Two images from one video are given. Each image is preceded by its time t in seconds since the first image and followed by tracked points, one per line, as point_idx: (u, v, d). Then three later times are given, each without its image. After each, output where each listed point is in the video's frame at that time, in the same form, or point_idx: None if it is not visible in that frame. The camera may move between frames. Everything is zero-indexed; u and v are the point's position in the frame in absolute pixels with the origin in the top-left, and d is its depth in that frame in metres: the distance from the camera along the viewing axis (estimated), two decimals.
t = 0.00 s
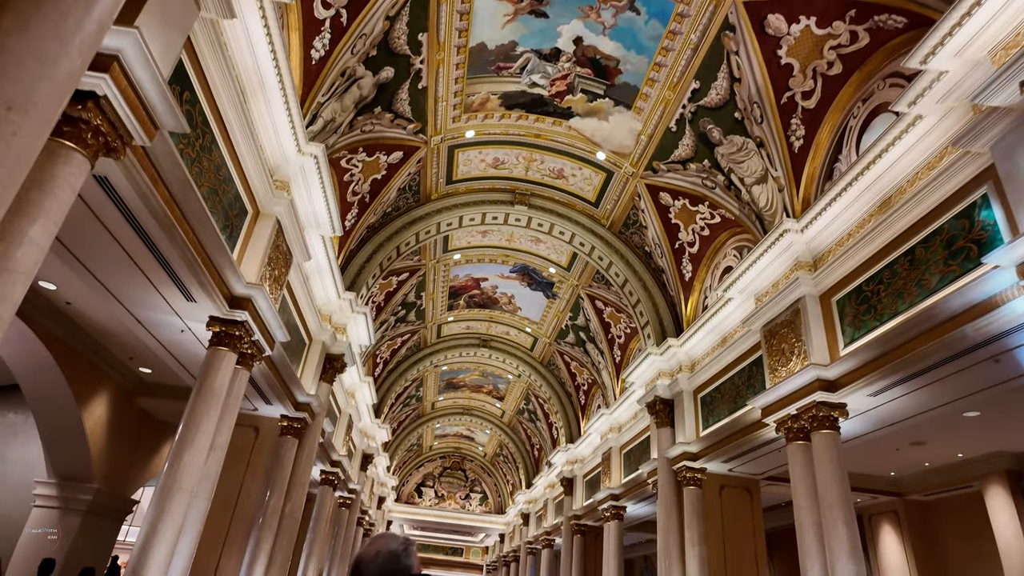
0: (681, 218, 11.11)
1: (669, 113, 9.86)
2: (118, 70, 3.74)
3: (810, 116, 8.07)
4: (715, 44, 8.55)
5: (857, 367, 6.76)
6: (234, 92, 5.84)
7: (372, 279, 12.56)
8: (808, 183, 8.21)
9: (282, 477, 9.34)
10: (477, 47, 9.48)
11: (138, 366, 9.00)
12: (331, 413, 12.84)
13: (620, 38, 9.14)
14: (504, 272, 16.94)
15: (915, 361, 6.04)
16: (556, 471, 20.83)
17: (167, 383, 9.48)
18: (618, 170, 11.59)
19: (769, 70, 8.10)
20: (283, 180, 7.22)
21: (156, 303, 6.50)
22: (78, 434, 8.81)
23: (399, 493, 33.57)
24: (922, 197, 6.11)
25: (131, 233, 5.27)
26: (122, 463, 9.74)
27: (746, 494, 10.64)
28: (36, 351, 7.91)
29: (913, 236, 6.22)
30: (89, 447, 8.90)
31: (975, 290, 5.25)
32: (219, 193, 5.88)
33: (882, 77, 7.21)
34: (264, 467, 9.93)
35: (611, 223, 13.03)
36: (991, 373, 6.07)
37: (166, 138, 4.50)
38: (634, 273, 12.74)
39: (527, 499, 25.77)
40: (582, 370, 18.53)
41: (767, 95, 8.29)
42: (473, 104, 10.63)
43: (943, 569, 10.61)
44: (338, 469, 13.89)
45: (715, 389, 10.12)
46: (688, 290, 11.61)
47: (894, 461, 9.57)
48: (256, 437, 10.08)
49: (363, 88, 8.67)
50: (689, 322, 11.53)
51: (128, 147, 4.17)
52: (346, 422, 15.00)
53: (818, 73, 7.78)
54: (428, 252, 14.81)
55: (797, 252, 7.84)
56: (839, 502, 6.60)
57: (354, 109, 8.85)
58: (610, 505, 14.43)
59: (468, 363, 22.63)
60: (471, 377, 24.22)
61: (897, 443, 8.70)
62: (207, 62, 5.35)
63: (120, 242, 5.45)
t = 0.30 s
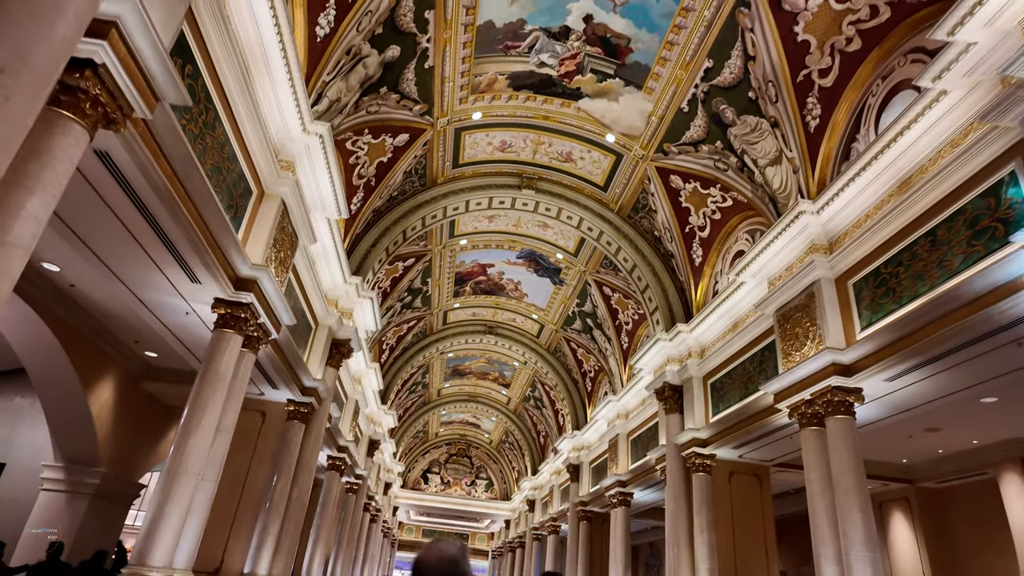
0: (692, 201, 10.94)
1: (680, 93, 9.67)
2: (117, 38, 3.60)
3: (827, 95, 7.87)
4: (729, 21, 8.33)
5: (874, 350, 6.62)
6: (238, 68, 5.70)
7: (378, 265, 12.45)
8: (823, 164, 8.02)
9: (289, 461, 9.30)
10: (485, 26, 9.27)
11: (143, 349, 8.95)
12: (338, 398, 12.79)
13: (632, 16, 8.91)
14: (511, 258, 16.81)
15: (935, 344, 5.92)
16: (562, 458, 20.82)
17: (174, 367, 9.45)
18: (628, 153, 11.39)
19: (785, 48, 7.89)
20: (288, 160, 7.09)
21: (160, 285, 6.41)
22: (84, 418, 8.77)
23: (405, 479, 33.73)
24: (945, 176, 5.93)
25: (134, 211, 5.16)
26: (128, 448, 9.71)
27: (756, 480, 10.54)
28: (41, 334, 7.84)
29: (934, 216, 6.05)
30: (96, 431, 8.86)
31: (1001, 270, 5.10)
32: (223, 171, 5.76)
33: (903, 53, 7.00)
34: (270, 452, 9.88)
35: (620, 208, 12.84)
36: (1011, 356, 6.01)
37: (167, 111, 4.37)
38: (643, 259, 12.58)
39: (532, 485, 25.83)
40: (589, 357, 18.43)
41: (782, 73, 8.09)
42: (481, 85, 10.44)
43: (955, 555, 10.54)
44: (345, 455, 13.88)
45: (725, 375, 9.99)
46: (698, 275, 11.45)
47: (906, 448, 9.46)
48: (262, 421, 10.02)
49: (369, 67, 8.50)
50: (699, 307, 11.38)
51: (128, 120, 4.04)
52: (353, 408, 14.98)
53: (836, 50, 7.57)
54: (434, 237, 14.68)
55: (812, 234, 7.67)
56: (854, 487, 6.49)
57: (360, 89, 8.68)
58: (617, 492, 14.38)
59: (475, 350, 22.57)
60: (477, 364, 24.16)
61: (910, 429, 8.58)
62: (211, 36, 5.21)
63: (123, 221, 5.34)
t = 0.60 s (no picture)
0: (699, 190, 10.77)
1: (688, 79, 9.49)
2: (108, 13, 3.45)
3: (839, 79, 7.69)
4: (739, 4, 8.15)
5: (888, 340, 6.48)
6: (237, 50, 5.56)
7: (382, 256, 12.32)
8: (836, 150, 7.85)
9: (293, 453, 9.23)
10: (489, 11, 9.11)
11: (145, 341, 8.87)
12: (341, 390, 12.71)
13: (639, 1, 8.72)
14: (515, 250, 16.67)
15: (952, 333, 5.78)
16: (567, 451, 20.74)
17: (176, 358, 9.39)
18: (635, 141, 11.22)
19: (796, 31, 7.72)
20: (289, 147, 6.96)
21: (160, 273, 6.30)
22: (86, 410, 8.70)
23: (409, 472, 33.77)
24: (963, 160, 5.77)
25: (131, 198, 5.04)
26: (131, 440, 9.64)
27: (764, 473, 10.41)
28: (41, 326, 7.75)
29: (952, 202, 5.89)
30: (98, 423, 8.78)
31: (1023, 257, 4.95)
32: (222, 157, 5.64)
33: (919, 35, 6.81)
34: (274, 444, 9.80)
35: (625, 198, 12.68)
36: None
37: (163, 93, 4.24)
38: (649, 249, 12.43)
39: (537, 478, 25.80)
40: (594, 349, 18.30)
41: (794, 57, 7.91)
42: (485, 72, 10.28)
43: (966, 548, 10.39)
44: (349, 448, 13.81)
45: (733, 366, 9.86)
46: (705, 266, 11.30)
47: (917, 440, 9.32)
48: (265, 413, 9.94)
49: (371, 54, 8.35)
50: (706, 298, 11.23)
51: (122, 100, 3.91)
52: (357, 400, 14.91)
53: (850, 33, 7.39)
54: (438, 228, 14.55)
55: (824, 222, 7.51)
56: (867, 480, 6.36)
57: (362, 76, 8.54)
58: (622, 485, 14.28)
59: (479, 343, 22.48)
60: (481, 357, 24.08)
61: (922, 421, 8.44)
62: (209, 17, 5.07)
63: (121, 208, 5.22)
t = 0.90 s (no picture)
0: (703, 177, 10.61)
1: (692, 63, 9.32)
2: None
3: (847, 61, 7.51)
4: None
5: (897, 326, 6.34)
6: (230, 29, 5.41)
7: (382, 245, 12.18)
8: (843, 134, 7.69)
9: (292, 444, 9.13)
10: None
11: (141, 330, 8.77)
12: (341, 381, 12.61)
13: None
14: (516, 240, 16.52)
15: (962, 319, 5.65)
16: (568, 442, 20.67)
17: (173, 348, 9.28)
18: (637, 128, 11.05)
19: (804, 12, 7.56)
20: (285, 131, 6.82)
21: (154, 259, 6.18)
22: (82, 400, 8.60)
23: (411, 464, 33.77)
24: (976, 141, 5.62)
25: (121, 179, 4.91)
26: (128, 430, 9.54)
27: (768, 463, 10.29)
28: (35, 315, 7.63)
29: (963, 184, 5.75)
30: (95, 414, 8.68)
31: None
32: (215, 140, 5.50)
33: (930, 14, 6.63)
34: (272, 434, 9.69)
35: (628, 186, 12.51)
36: None
37: (149, 67, 4.10)
38: (652, 238, 12.28)
39: (538, 470, 25.76)
40: (596, 340, 18.19)
41: (801, 39, 7.74)
42: (485, 57, 10.10)
43: (972, 537, 10.33)
44: (349, 439, 13.72)
45: (737, 355, 9.74)
46: (708, 254, 11.16)
47: (923, 429, 9.21)
48: (264, 403, 9.84)
49: (369, 37, 8.18)
50: (709, 287, 11.09)
51: (106, 73, 3.77)
52: (357, 391, 14.82)
53: (858, 13, 7.20)
54: (438, 218, 14.40)
55: (831, 206, 7.36)
56: (874, 468, 6.25)
57: (360, 60, 8.37)
58: (624, 475, 14.19)
59: (480, 334, 22.37)
60: (482, 349, 23.99)
61: (929, 410, 8.32)
62: None
63: (111, 190, 5.09)
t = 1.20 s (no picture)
0: (708, 166, 10.42)
1: (697, 49, 9.14)
2: None
3: (858, 44, 7.31)
4: None
5: (909, 315, 6.17)
6: (221, 10, 5.24)
7: (382, 237, 12.02)
8: (853, 119, 7.49)
9: (291, 437, 9.01)
10: None
11: (138, 322, 8.66)
12: (342, 374, 12.50)
13: None
14: (518, 232, 16.35)
15: (977, 307, 5.48)
16: (571, 436, 20.55)
17: (170, 340, 9.17)
18: (641, 116, 10.85)
19: None
20: (280, 117, 6.67)
21: (147, 248, 6.05)
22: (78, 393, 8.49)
23: (414, 459, 33.73)
24: (993, 123, 5.44)
25: (109, 162, 4.76)
26: (125, 424, 9.44)
27: (774, 457, 10.12)
28: (29, 306, 7.51)
29: (979, 168, 5.57)
30: (91, 407, 8.58)
31: None
32: (207, 124, 5.35)
33: None
34: (272, 427, 9.57)
35: (631, 176, 12.32)
36: None
37: (133, 43, 3.95)
38: (656, 229, 12.10)
39: (542, 464, 25.66)
40: (599, 334, 18.03)
41: (810, 21, 7.54)
42: (486, 44, 9.91)
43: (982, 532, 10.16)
44: (351, 433, 13.60)
45: (743, 347, 9.57)
46: (714, 245, 10.98)
47: (933, 422, 9.03)
48: (263, 396, 9.72)
49: (367, 22, 8.00)
50: (715, 278, 10.92)
51: (88, 49, 3.62)
52: (358, 385, 14.71)
53: None
54: (439, 210, 14.25)
55: (840, 193, 7.17)
56: (885, 460, 6.08)
57: (358, 46, 8.20)
58: (628, 470, 14.04)
59: (483, 328, 22.24)
60: (485, 343, 23.86)
61: (939, 402, 8.15)
62: None
63: (99, 174, 4.95)
